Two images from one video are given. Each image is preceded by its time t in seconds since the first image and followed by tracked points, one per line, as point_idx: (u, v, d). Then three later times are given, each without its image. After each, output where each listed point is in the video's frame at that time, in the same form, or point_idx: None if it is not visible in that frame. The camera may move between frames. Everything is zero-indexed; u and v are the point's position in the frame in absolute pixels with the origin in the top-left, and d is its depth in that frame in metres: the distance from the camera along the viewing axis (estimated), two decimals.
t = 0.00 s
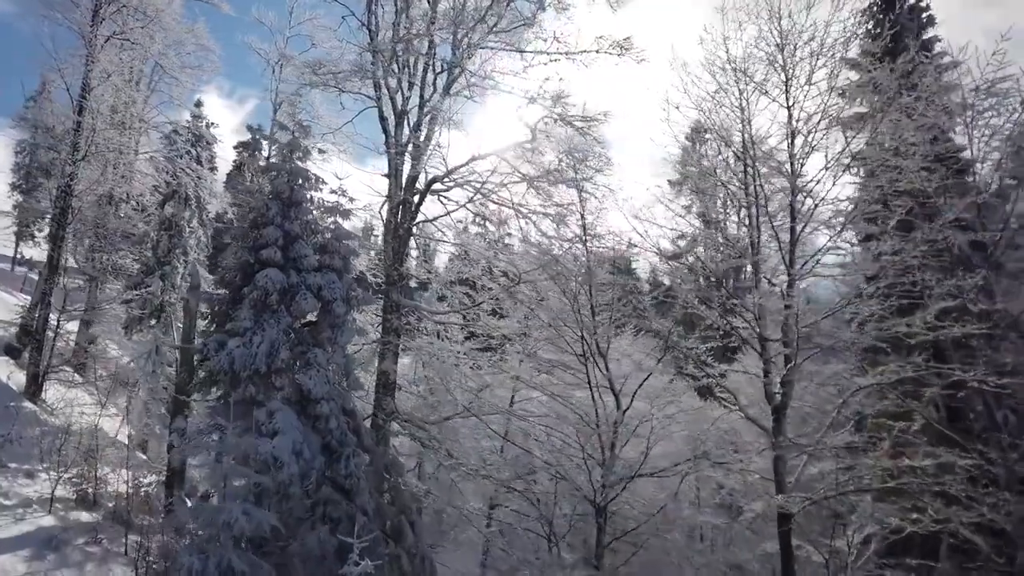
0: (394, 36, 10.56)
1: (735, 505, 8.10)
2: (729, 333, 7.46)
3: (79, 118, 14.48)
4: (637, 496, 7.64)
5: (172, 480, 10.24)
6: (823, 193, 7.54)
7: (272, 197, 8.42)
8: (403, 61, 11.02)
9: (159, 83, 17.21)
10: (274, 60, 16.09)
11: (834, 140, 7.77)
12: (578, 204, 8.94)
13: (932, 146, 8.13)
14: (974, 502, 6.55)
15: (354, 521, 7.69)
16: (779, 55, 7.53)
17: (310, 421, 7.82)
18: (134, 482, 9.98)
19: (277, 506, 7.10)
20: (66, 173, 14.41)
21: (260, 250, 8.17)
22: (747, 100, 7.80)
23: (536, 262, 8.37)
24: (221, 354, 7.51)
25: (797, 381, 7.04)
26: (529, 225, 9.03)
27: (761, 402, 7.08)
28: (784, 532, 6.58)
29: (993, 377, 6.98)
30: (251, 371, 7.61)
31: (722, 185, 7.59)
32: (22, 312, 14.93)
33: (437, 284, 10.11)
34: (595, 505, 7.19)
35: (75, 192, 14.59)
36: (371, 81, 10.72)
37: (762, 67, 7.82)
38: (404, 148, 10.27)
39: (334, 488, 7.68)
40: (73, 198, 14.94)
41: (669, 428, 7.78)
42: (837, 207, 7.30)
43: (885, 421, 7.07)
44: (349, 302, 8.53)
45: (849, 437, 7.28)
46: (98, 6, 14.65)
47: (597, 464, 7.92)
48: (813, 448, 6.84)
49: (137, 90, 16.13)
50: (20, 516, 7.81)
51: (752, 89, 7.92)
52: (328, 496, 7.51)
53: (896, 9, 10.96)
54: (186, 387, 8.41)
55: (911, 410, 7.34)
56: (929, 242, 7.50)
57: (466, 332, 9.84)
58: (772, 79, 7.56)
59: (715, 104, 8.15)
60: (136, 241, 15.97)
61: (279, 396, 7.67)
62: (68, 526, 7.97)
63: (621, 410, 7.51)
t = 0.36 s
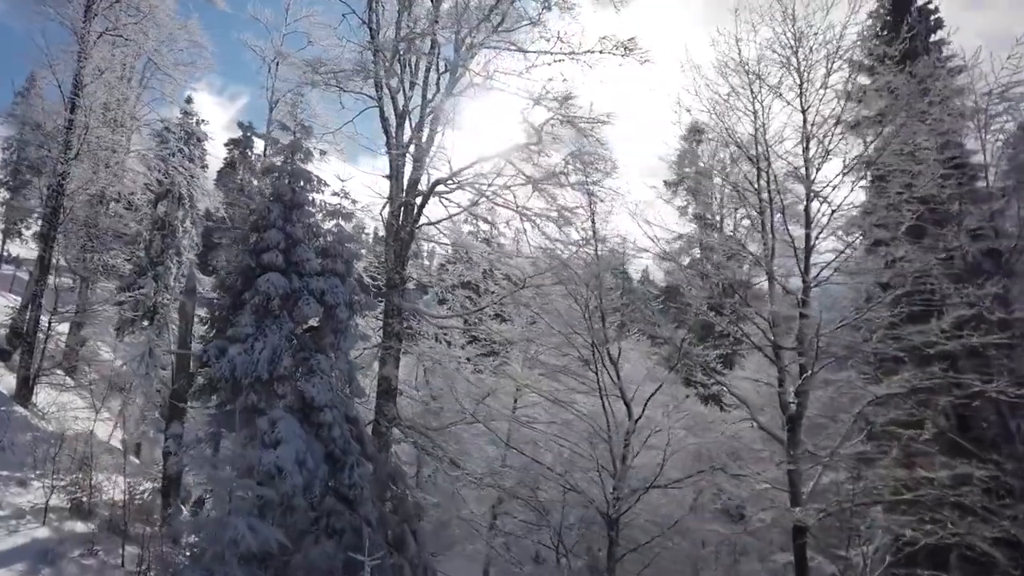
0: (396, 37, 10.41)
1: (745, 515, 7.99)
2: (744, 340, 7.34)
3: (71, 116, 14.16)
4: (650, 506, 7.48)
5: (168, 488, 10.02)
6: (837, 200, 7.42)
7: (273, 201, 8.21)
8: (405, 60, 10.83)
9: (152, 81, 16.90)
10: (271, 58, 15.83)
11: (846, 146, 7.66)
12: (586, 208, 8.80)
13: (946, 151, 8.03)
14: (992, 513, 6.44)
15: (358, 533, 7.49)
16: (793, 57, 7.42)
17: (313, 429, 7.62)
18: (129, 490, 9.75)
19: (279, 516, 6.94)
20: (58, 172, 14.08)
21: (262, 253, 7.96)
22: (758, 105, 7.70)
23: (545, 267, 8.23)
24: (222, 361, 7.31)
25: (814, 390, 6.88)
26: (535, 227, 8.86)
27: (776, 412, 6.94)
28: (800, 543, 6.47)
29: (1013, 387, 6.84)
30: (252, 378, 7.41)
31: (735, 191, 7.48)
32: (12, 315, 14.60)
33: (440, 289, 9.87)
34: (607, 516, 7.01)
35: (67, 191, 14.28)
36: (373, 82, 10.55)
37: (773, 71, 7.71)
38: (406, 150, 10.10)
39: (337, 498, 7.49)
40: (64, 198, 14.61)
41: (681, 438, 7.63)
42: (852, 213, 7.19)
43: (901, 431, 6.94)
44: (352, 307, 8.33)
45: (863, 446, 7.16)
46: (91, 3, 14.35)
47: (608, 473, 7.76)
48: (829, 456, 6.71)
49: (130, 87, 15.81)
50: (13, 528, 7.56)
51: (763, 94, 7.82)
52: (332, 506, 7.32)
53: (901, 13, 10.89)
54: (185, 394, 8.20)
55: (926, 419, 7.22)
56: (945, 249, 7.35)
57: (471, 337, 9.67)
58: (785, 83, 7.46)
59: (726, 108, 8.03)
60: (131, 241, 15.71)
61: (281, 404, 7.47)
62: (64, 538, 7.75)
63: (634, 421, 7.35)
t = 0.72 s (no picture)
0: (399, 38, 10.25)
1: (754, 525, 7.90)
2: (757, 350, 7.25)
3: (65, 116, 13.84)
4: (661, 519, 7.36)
5: (165, 497, 9.85)
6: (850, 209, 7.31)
7: (275, 205, 8.03)
8: (407, 62, 10.66)
9: (146, 80, 16.60)
10: (268, 58, 15.61)
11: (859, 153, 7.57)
12: (593, 214, 8.68)
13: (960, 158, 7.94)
14: (1009, 526, 6.36)
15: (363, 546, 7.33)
16: (807, 63, 7.33)
17: (317, 439, 7.45)
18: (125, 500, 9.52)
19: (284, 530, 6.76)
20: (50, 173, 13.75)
21: (264, 259, 7.77)
22: (770, 112, 7.60)
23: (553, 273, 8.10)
24: (224, 371, 7.12)
25: (830, 402, 6.77)
26: (542, 233, 8.71)
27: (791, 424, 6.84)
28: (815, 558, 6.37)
29: None
30: (255, 388, 7.22)
31: (748, 198, 7.38)
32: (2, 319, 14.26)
33: (442, 294, 9.66)
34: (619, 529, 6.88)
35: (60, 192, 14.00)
36: (375, 83, 10.39)
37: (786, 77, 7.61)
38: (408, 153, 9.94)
39: (342, 510, 7.32)
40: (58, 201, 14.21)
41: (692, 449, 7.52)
42: (867, 222, 7.10)
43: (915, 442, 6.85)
44: (356, 314, 8.16)
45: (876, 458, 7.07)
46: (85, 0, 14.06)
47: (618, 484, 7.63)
48: (844, 468, 6.62)
49: (124, 87, 15.51)
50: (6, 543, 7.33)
51: (775, 100, 7.72)
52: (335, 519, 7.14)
53: (906, 19, 10.84)
54: (184, 403, 7.99)
55: (940, 430, 7.14)
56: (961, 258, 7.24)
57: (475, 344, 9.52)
58: (798, 89, 7.36)
59: (737, 114, 7.92)
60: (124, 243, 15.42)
61: (284, 414, 7.30)
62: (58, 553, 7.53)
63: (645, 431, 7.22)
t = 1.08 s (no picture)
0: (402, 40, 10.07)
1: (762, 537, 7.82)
2: (769, 360, 7.16)
3: (58, 116, 13.45)
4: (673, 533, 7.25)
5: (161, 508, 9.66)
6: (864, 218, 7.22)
7: (278, 211, 7.84)
8: (409, 64, 10.48)
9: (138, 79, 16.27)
10: (264, 58, 15.38)
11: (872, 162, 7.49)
12: (600, 220, 8.57)
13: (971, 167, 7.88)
14: None
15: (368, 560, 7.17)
16: (821, 69, 7.26)
17: (321, 451, 7.28)
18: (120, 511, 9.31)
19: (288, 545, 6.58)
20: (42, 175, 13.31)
21: (267, 267, 7.59)
22: (783, 119, 7.50)
23: (562, 280, 8.01)
24: (226, 381, 6.93)
25: (845, 414, 6.68)
26: (550, 240, 8.57)
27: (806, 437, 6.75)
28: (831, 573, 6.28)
29: None
30: (258, 398, 7.05)
31: (762, 207, 7.27)
32: None
33: (446, 301, 9.46)
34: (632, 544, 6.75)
35: (52, 194, 13.51)
36: (377, 86, 10.21)
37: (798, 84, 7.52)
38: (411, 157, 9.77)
39: (346, 524, 7.15)
40: (51, 203, 13.68)
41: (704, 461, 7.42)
42: (881, 231, 7.01)
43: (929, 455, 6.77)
44: (360, 322, 8.00)
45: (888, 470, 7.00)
46: None
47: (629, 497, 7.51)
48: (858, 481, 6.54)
49: (116, 87, 15.18)
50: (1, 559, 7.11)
51: (787, 107, 7.62)
52: (340, 533, 6.98)
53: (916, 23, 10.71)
54: (181, 413, 7.78)
55: (951, 441, 7.08)
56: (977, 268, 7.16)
57: (480, 352, 9.35)
58: (812, 97, 7.27)
59: (749, 121, 7.81)
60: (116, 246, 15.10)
61: (288, 425, 7.12)
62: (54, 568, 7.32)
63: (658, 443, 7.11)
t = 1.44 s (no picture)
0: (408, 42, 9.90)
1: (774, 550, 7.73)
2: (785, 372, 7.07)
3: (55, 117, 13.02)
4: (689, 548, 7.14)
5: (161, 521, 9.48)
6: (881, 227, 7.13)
7: (285, 219, 7.66)
8: (414, 68, 10.31)
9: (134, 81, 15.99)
10: (263, 60, 15.16)
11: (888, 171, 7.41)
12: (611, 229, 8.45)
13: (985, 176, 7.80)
14: None
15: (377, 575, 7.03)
16: (838, 77, 7.16)
17: (329, 464, 7.13)
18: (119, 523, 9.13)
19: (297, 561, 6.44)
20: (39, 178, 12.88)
21: (274, 276, 7.42)
22: (799, 127, 7.39)
23: (574, 290, 7.89)
24: (233, 394, 6.76)
25: (864, 427, 6.59)
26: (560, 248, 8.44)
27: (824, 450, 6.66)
28: None
29: None
30: (265, 411, 6.89)
31: (778, 216, 7.17)
32: None
33: (452, 308, 9.24)
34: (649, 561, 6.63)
35: (48, 198, 13.12)
36: (381, 89, 10.04)
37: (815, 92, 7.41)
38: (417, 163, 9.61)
39: (355, 538, 7.01)
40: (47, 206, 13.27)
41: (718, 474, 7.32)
42: (900, 242, 6.92)
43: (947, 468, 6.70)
44: (367, 331, 7.85)
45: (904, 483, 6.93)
46: None
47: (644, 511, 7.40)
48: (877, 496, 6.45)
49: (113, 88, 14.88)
50: None
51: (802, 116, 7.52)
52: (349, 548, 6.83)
53: (927, 28, 10.61)
54: (183, 425, 7.56)
55: (967, 454, 7.01)
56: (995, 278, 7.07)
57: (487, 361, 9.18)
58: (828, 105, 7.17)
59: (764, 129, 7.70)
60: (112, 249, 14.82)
61: (296, 438, 6.97)
62: None
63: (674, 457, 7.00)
